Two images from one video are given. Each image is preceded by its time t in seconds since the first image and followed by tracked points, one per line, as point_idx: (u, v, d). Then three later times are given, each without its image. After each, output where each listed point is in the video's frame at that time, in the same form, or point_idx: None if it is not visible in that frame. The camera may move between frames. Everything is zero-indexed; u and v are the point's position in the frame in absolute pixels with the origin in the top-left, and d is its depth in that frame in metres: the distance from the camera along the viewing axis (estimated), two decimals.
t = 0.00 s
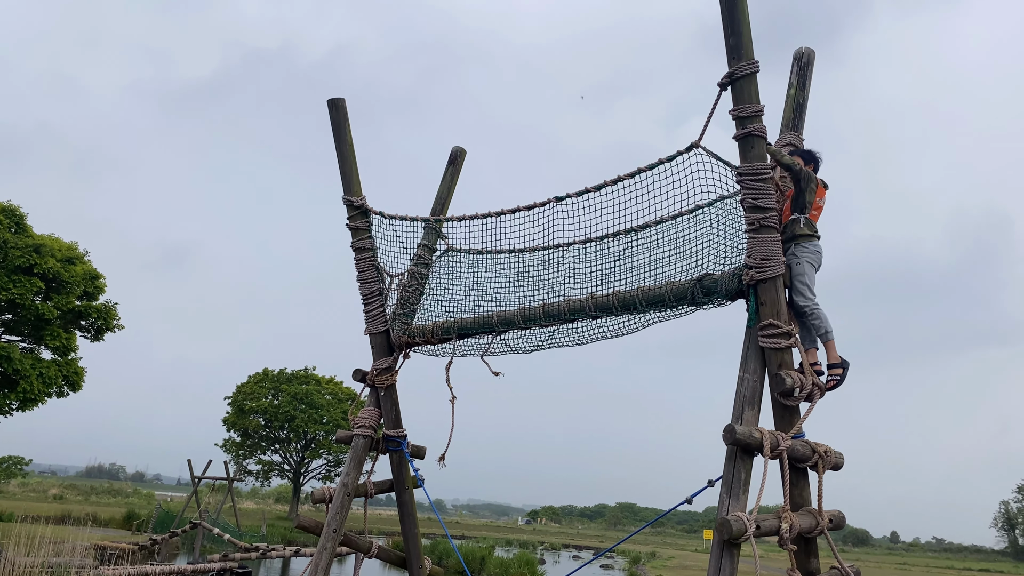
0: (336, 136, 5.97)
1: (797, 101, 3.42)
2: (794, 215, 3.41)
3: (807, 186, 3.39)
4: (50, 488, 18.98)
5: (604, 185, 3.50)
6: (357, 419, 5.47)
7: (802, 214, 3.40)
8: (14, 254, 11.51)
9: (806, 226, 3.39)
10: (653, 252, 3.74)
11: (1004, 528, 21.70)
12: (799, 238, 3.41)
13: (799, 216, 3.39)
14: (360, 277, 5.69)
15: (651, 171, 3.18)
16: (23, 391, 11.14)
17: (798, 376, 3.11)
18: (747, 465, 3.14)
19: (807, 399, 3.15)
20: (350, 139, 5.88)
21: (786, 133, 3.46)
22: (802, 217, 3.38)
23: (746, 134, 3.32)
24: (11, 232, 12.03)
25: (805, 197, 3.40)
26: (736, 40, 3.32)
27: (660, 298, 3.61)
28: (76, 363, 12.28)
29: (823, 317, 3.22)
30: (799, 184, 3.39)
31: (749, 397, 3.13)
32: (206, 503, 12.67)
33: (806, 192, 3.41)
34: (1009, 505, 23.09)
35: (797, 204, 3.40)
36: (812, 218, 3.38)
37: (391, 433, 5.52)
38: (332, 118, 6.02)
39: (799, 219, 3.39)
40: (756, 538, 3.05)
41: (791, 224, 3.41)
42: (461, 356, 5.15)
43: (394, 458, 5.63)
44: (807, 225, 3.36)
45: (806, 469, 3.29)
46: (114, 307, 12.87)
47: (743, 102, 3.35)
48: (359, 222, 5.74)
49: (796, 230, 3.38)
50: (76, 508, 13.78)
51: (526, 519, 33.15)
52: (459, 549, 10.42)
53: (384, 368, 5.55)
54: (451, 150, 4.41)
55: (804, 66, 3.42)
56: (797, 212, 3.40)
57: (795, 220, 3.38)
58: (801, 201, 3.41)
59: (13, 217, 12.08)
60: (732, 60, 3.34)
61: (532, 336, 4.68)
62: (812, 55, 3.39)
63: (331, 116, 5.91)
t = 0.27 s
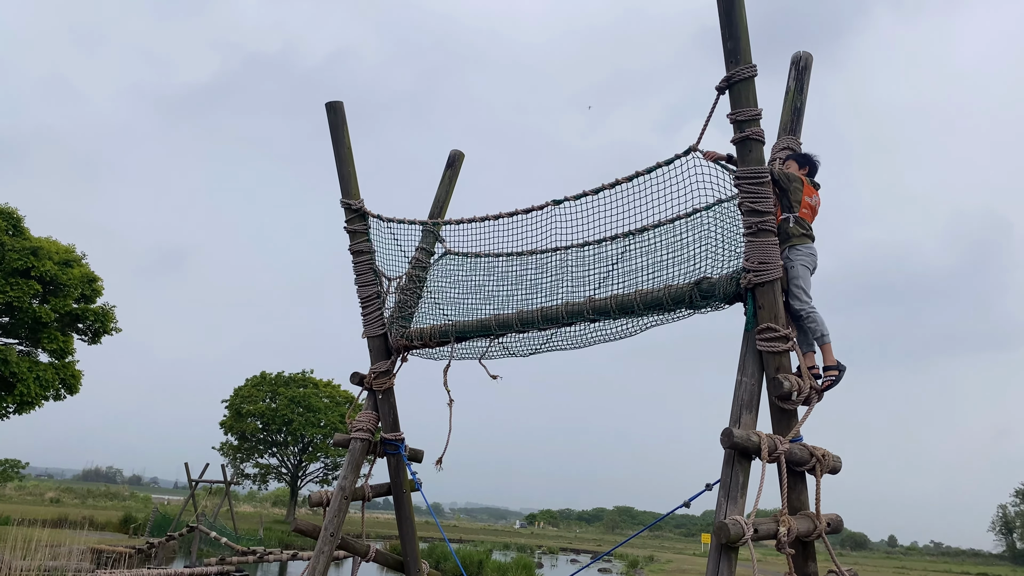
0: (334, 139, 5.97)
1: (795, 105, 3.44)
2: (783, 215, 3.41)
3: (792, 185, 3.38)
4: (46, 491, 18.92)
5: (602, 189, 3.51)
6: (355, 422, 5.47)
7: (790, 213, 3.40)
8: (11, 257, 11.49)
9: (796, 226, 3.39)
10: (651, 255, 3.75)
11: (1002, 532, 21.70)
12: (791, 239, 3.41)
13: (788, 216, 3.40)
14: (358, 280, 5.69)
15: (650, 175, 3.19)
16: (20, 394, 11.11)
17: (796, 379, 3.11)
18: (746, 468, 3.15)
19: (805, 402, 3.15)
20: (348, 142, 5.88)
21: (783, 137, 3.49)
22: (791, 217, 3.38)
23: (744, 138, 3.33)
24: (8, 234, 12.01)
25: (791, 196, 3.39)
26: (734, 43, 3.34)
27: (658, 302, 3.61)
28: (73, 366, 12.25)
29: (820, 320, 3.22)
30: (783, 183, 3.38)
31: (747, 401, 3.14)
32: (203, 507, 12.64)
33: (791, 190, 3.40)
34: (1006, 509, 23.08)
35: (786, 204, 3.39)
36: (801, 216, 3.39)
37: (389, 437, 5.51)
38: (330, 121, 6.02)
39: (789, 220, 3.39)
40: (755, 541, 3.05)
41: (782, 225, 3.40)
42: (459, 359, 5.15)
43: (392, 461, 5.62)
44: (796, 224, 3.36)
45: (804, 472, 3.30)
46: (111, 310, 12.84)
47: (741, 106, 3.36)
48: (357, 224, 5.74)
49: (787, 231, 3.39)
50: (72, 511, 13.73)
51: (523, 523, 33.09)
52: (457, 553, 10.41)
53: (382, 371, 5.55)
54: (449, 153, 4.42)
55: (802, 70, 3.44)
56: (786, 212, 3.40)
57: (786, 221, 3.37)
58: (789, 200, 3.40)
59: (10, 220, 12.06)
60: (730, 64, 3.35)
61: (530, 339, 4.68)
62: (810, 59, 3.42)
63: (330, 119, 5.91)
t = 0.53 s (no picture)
0: (332, 143, 5.98)
1: (793, 111, 3.46)
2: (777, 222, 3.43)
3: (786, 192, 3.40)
4: (43, 495, 18.88)
5: (600, 193, 3.51)
6: (352, 427, 5.46)
7: (786, 220, 3.42)
8: (9, 261, 11.48)
9: (791, 233, 3.41)
10: (650, 259, 3.75)
11: (1000, 537, 21.70)
12: (787, 245, 3.42)
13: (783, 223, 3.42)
14: (356, 285, 5.69)
15: (648, 180, 3.19)
16: (17, 398, 11.09)
17: (794, 385, 3.11)
18: (743, 473, 3.15)
19: (803, 408, 3.15)
20: (346, 147, 5.89)
21: (780, 142, 3.51)
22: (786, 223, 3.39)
23: (741, 143, 3.34)
24: (7, 238, 12.00)
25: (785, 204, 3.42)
26: (731, 49, 3.34)
27: (656, 306, 3.61)
28: (70, 370, 12.24)
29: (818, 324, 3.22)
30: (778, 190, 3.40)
31: (745, 406, 3.15)
32: (200, 511, 12.62)
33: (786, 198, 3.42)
34: (1004, 514, 23.07)
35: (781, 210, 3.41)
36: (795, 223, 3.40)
37: (387, 441, 5.50)
38: (329, 126, 6.02)
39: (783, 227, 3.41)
40: (752, 547, 3.05)
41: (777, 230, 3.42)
42: (457, 364, 5.14)
43: (390, 466, 5.61)
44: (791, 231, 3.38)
45: (801, 477, 3.29)
46: (109, 314, 12.83)
47: (739, 111, 3.36)
48: (355, 229, 5.74)
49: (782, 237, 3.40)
50: (69, 515, 13.72)
51: (522, 527, 33.07)
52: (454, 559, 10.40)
53: (380, 376, 5.54)
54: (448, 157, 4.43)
55: (799, 76, 3.46)
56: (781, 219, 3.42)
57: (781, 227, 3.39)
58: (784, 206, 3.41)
59: (8, 223, 12.05)
60: (728, 69, 3.35)
61: (529, 343, 4.68)
62: (808, 64, 3.43)
63: (328, 124, 5.91)
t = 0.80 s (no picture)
0: (331, 148, 5.98)
1: (791, 116, 3.47)
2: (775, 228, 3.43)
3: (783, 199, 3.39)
4: (40, 500, 18.84)
5: (598, 199, 3.52)
6: (350, 432, 5.45)
7: (783, 226, 3.41)
8: (7, 265, 11.48)
9: (789, 239, 3.41)
10: (648, 264, 3.76)
11: (998, 543, 21.67)
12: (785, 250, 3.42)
13: (780, 229, 3.41)
14: (354, 289, 5.68)
15: (647, 186, 3.20)
16: (15, 403, 11.07)
17: (792, 390, 3.11)
18: (741, 479, 3.14)
19: (801, 413, 3.15)
20: (345, 152, 5.89)
21: (778, 148, 3.51)
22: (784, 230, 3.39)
23: (739, 149, 3.34)
24: (5, 242, 12.00)
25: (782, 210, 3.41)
26: (730, 55, 3.35)
27: (654, 312, 3.61)
28: (68, 375, 12.22)
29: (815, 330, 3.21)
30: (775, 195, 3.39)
31: (743, 412, 3.14)
32: (198, 516, 12.58)
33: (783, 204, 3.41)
34: (1002, 520, 23.03)
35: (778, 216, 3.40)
36: (792, 229, 3.40)
37: (385, 447, 5.49)
38: (328, 131, 6.03)
39: (781, 232, 3.40)
40: (751, 553, 3.03)
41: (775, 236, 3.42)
42: (455, 368, 5.14)
43: (388, 471, 5.60)
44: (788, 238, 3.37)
45: (800, 483, 3.28)
46: (107, 318, 12.82)
47: (737, 117, 3.36)
48: (354, 234, 5.74)
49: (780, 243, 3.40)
50: (67, 520, 13.67)
51: (520, 533, 33.00)
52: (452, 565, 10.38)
53: (378, 381, 5.54)
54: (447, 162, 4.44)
55: (797, 82, 3.47)
56: (779, 225, 3.41)
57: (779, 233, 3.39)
58: (781, 212, 3.41)
59: (7, 228, 12.05)
60: (726, 75, 3.36)
61: (527, 349, 4.68)
62: (806, 70, 3.45)
63: (327, 129, 5.92)
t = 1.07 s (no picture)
0: (329, 153, 5.98)
1: (790, 120, 3.47)
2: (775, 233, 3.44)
3: (782, 203, 3.39)
4: (38, 504, 18.82)
5: (597, 203, 3.52)
6: (348, 437, 5.43)
7: (782, 231, 3.42)
8: (6, 269, 11.46)
9: (788, 244, 3.41)
10: (646, 269, 3.75)
11: (997, 548, 21.63)
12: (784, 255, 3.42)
13: (780, 234, 3.41)
14: (353, 294, 5.67)
15: (645, 190, 3.20)
16: (12, 407, 11.04)
17: (791, 395, 3.10)
18: (741, 484, 3.12)
19: (801, 418, 3.13)
20: (344, 157, 5.89)
21: (777, 152, 3.50)
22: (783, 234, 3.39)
23: (738, 154, 3.33)
24: (3, 247, 11.98)
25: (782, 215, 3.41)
26: (729, 59, 3.34)
27: (653, 316, 3.60)
28: (66, 379, 12.19)
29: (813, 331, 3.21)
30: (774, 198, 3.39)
31: (742, 416, 3.13)
32: (195, 521, 12.53)
33: (783, 208, 3.41)
34: (1001, 525, 23.00)
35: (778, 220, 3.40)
36: (792, 233, 3.40)
37: (383, 451, 5.48)
38: (326, 136, 6.03)
39: (781, 237, 3.41)
40: (750, 558, 3.01)
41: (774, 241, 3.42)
42: (453, 373, 5.12)
43: (386, 476, 5.58)
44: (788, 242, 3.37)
45: (799, 488, 3.26)
46: (105, 322, 12.80)
47: (736, 122, 3.35)
48: (352, 238, 5.73)
49: (780, 247, 3.40)
50: (64, 525, 13.62)
51: (518, 537, 32.94)
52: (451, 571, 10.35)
53: (376, 386, 5.52)
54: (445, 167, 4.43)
55: (796, 87, 3.47)
56: (779, 229, 3.42)
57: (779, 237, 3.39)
58: (780, 217, 3.41)
59: (5, 232, 12.04)
60: (725, 80, 3.35)
61: (526, 353, 4.67)
62: (804, 76, 3.45)
63: (326, 134, 5.92)
